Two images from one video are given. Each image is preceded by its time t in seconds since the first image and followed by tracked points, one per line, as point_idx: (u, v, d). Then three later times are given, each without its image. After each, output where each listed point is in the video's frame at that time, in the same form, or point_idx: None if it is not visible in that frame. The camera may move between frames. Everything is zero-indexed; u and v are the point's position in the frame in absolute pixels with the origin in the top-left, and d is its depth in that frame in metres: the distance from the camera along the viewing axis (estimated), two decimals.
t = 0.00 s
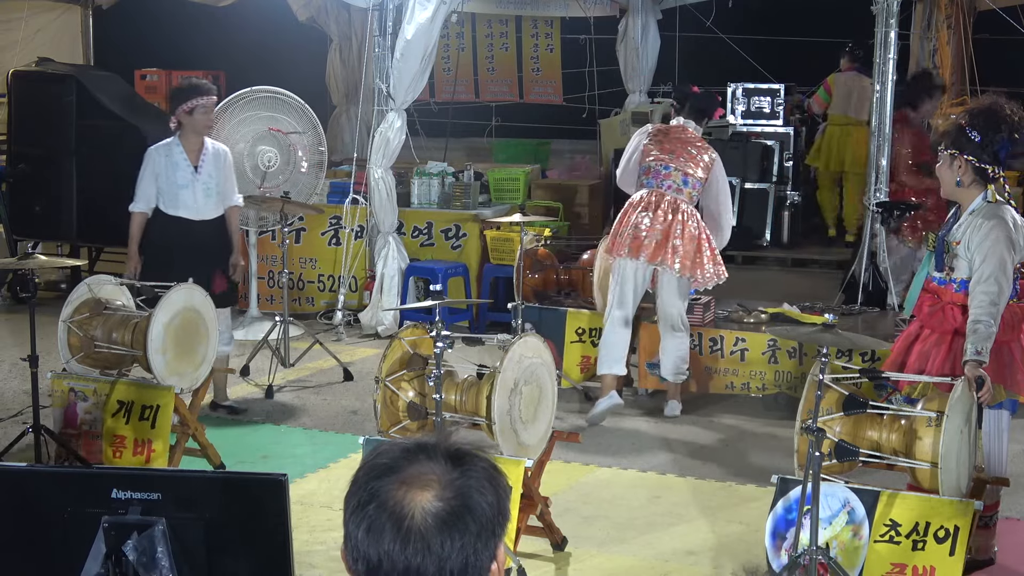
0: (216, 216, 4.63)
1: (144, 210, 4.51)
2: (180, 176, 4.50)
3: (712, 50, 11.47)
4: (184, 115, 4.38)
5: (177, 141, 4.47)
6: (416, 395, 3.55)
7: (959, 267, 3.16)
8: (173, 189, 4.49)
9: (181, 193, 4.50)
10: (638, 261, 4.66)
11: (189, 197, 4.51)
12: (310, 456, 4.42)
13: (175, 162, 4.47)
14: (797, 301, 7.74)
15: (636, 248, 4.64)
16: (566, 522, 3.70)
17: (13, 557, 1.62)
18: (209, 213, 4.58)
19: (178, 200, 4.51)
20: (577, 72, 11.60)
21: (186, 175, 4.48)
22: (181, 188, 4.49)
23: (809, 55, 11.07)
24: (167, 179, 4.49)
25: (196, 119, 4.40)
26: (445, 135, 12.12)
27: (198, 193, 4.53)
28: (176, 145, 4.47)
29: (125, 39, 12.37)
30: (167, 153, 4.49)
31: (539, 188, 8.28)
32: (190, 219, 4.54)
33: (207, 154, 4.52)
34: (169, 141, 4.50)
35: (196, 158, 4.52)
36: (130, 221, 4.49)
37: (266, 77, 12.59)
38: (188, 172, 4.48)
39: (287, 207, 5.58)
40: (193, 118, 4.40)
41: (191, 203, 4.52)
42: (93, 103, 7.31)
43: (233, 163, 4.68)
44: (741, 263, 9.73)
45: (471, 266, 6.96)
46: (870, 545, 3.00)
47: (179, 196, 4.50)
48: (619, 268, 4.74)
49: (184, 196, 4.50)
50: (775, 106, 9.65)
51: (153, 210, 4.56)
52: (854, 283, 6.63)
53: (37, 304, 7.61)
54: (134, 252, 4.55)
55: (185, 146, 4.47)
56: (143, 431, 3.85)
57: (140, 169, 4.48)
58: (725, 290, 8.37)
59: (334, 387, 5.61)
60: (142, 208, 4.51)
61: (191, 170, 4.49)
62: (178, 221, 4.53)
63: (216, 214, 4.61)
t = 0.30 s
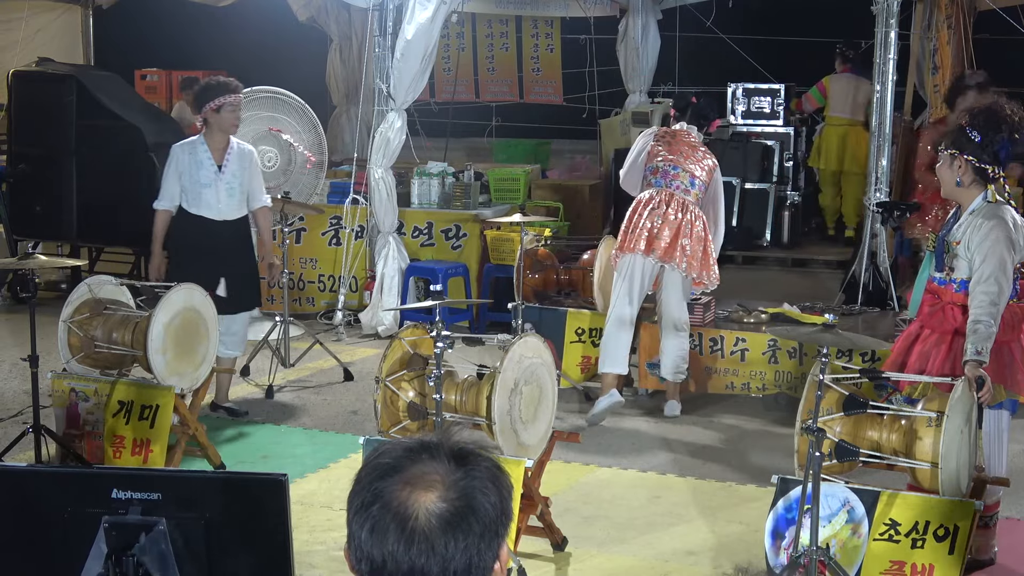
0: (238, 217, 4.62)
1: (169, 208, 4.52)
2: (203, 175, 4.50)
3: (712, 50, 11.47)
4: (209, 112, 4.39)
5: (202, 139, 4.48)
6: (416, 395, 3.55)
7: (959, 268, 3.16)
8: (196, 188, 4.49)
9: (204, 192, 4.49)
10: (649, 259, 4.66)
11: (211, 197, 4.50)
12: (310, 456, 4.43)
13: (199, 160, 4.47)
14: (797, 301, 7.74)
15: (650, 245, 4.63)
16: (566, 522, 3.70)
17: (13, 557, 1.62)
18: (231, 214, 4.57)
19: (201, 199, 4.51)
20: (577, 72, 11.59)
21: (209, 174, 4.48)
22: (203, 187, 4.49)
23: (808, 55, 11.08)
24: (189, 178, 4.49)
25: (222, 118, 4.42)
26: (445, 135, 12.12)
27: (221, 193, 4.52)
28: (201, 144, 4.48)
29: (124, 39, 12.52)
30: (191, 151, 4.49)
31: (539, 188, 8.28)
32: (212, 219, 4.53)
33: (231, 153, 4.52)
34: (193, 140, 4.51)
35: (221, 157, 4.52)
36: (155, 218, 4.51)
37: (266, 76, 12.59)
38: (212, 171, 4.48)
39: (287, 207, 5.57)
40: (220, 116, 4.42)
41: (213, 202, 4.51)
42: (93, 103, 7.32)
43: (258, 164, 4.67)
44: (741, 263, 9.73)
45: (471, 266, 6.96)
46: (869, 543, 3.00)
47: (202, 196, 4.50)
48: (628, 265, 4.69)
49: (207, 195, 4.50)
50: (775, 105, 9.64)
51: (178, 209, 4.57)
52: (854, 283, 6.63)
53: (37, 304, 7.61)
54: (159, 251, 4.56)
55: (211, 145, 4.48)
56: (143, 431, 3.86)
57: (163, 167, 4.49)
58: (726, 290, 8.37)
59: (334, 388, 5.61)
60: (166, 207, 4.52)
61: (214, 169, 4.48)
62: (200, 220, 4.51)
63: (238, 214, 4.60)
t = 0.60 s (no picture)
0: (248, 222, 4.62)
1: (178, 209, 4.48)
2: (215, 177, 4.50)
3: (712, 50, 11.48)
4: (219, 114, 4.40)
5: (215, 140, 4.48)
6: (416, 395, 3.55)
7: (960, 267, 3.16)
8: (207, 190, 4.48)
9: (215, 195, 4.49)
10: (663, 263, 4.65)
11: (222, 200, 4.51)
12: (311, 456, 4.43)
13: (212, 162, 4.46)
14: (797, 301, 7.74)
15: (668, 249, 4.61)
16: (566, 522, 3.70)
17: (13, 557, 1.63)
18: (241, 218, 4.57)
19: (212, 201, 4.50)
20: (577, 72, 11.59)
21: (221, 177, 4.48)
22: (215, 190, 4.49)
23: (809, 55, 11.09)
24: (201, 180, 4.47)
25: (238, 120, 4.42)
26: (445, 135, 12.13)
27: (232, 196, 4.52)
28: (214, 145, 4.48)
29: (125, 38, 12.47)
30: (204, 153, 4.48)
31: (539, 188, 8.28)
32: (220, 222, 4.52)
33: (245, 156, 4.53)
34: (207, 141, 4.50)
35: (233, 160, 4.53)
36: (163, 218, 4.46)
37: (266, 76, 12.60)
38: (224, 174, 4.49)
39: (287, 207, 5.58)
40: (232, 117, 4.42)
41: (224, 206, 4.51)
42: (92, 103, 7.32)
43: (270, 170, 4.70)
44: (741, 263, 9.73)
45: (471, 266, 6.96)
46: (868, 541, 3.00)
47: (213, 199, 4.49)
48: (639, 268, 4.74)
49: (218, 199, 4.50)
50: (775, 106, 9.65)
51: (186, 210, 4.53)
52: (854, 283, 6.63)
53: (37, 304, 7.61)
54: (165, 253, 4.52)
55: (223, 147, 4.48)
56: (143, 431, 3.85)
57: (175, 169, 4.46)
58: (726, 290, 8.36)
59: (334, 387, 5.61)
60: (175, 207, 4.48)
61: (227, 172, 4.49)
62: (209, 223, 4.51)
63: (248, 219, 4.60)
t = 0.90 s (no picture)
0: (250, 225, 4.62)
1: (180, 216, 4.48)
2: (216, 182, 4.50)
3: (712, 50, 11.47)
4: (216, 117, 4.40)
5: (214, 145, 4.49)
6: (416, 395, 3.55)
7: (959, 267, 3.16)
8: (208, 195, 4.47)
9: (216, 200, 4.48)
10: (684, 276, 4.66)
11: (223, 203, 4.50)
12: (311, 456, 4.43)
13: (212, 166, 4.46)
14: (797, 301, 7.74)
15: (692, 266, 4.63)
16: (566, 522, 3.70)
17: (13, 557, 1.63)
18: (243, 220, 4.57)
19: (213, 207, 4.50)
20: (577, 72, 11.59)
21: (221, 182, 4.48)
22: (216, 195, 4.48)
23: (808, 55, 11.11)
24: (201, 184, 4.47)
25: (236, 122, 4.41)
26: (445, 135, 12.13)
27: (233, 199, 4.52)
28: (214, 150, 4.48)
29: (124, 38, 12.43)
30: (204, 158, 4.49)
31: (539, 188, 8.28)
32: (222, 227, 4.52)
33: (245, 157, 4.54)
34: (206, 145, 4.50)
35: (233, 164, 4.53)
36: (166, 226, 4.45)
37: (266, 76, 12.63)
38: (224, 178, 4.48)
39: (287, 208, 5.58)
40: (226, 119, 4.42)
41: (225, 211, 4.51)
42: (92, 103, 7.32)
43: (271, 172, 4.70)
44: (741, 263, 9.72)
45: (471, 266, 6.97)
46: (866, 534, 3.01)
47: (213, 204, 4.49)
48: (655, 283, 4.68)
49: (219, 203, 4.49)
50: (775, 106, 9.62)
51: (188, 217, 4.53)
52: (854, 283, 6.63)
53: (37, 304, 7.61)
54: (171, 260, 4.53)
55: (222, 151, 4.49)
56: (143, 432, 3.84)
57: (175, 175, 4.45)
58: (726, 290, 8.36)
59: (334, 388, 5.61)
60: (177, 214, 4.48)
61: (228, 175, 4.49)
62: (212, 229, 4.50)
63: (251, 221, 4.60)
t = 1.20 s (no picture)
0: (241, 223, 4.59)
1: (172, 217, 4.48)
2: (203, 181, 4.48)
3: (712, 50, 11.41)
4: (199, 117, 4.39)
5: (202, 144, 4.46)
6: (416, 395, 3.55)
7: (960, 267, 3.16)
8: (195, 195, 4.46)
9: (204, 199, 4.47)
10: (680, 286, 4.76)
11: (212, 202, 4.48)
12: (311, 456, 4.43)
13: (199, 166, 4.44)
14: (796, 301, 7.74)
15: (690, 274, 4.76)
16: (566, 522, 3.70)
17: (13, 557, 1.63)
18: (234, 221, 4.55)
19: (202, 206, 4.49)
20: (577, 72, 11.61)
21: (208, 181, 4.45)
22: (203, 195, 4.47)
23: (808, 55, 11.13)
24: (189, 185, 4.45)
25: (220, 118, 4.40)
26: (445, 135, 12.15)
27: (222, 198, 4.49)
28: (201, 149, 4.46)
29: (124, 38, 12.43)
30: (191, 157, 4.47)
31: (539, 188, 8.28)
32: (211, 227, 4.51)
33: (233, 154, 4.50)
34: (194, 145, 4.49)
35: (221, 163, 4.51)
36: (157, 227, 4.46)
37: (266, 76, 12.65)
38: (212, 177, 4.46)
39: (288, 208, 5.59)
40: (210, 118, 4.42)
41: (213, 210, 4.49)
42: (93, 103, 7.32)
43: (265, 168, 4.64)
44: (741, 263, 9.73)
45: (471, 267, 6.97)
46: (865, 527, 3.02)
47: (202, 203, 4.48)
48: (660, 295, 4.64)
49: (207, 203, 4.48)
50: (775, 105, 9.60)
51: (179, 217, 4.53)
52: (855, 283, 6.63)
53: (37, 304, 7.62)
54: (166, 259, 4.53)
55: (210, 149, 4.46)
56: (144, 432, 3.83)
57: (165, 175, 4.45)
58: (726, 290, 8.36)
59: (334, 388, 5.61)
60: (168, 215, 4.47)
61: (215, 175, 4.46)
62: (200, 229, 4.49)
63: (242, 220, 4.59)
